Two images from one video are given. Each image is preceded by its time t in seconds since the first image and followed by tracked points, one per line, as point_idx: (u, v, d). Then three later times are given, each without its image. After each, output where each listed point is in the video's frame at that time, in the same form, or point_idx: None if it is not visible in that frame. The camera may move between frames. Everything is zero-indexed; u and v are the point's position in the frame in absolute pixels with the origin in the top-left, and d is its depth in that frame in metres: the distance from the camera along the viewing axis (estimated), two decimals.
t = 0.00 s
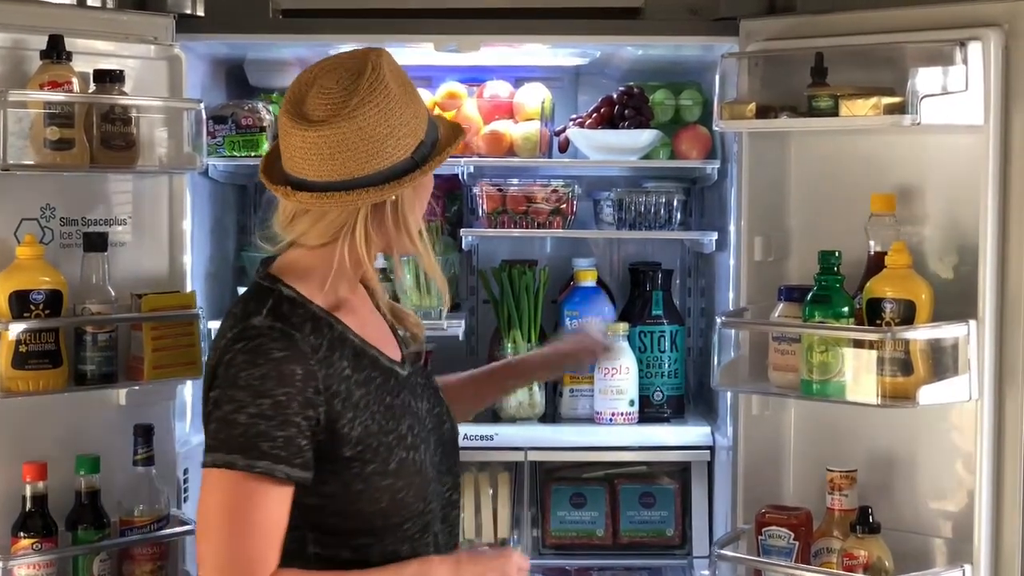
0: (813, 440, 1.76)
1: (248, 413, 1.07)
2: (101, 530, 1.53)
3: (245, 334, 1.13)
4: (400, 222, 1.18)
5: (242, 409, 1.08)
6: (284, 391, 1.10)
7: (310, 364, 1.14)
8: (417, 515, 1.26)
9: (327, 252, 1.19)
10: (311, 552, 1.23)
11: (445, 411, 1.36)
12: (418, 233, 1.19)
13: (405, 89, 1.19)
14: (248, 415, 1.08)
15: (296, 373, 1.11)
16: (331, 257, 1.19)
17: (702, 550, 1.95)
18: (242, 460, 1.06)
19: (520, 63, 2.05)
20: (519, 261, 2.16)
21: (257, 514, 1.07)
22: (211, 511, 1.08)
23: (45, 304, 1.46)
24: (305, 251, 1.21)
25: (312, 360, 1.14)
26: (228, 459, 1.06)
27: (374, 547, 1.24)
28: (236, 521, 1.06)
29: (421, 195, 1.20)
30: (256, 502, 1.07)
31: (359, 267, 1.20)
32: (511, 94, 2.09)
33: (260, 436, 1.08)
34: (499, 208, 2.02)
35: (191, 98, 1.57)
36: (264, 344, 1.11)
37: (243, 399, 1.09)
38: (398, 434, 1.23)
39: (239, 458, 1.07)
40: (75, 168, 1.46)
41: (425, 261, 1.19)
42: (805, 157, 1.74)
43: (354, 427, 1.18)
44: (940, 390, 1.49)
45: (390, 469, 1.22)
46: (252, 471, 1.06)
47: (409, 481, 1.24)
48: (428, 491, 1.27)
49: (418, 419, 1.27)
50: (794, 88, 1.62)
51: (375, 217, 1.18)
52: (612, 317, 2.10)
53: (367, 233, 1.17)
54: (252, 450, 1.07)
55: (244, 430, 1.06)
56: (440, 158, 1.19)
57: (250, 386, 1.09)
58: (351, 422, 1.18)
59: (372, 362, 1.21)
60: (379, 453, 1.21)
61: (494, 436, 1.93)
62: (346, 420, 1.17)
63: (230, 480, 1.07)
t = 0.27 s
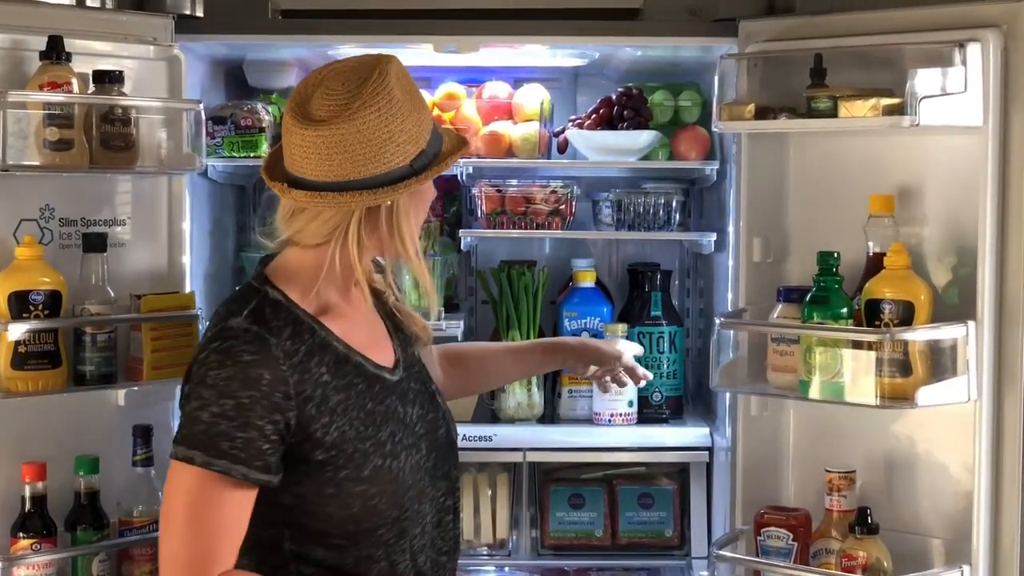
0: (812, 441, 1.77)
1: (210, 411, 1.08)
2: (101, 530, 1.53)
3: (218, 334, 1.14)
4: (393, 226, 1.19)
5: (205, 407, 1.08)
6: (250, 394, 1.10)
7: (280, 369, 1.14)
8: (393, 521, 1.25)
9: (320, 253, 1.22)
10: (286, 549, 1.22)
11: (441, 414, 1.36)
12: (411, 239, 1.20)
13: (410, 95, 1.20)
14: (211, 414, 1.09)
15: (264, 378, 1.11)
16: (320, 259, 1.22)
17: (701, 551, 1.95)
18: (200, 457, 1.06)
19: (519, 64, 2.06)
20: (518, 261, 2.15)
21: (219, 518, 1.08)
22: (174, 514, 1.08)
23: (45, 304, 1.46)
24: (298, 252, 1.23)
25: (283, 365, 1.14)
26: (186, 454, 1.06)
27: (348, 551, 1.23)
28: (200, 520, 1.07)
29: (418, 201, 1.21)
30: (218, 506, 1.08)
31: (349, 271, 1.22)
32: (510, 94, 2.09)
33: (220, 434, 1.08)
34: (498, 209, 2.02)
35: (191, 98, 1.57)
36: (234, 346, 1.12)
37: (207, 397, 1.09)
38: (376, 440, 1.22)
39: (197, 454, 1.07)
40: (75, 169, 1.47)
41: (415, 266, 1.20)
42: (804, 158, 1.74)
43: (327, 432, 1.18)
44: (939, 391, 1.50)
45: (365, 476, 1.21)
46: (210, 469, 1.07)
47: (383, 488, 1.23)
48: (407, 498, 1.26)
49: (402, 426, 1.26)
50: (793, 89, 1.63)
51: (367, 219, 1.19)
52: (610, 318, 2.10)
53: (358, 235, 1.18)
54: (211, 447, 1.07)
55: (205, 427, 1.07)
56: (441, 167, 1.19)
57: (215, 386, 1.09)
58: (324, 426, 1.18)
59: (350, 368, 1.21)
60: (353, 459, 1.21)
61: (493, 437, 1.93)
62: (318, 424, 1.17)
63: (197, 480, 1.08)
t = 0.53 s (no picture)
0: (813, 443, 1.77)
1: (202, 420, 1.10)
2: (104, 531, 1.53)
3: (212, 340, 1.15)
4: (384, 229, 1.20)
5: (197, 415, 1.11)
6: (241, 402, 1.12)
7: (272, 377, 1.15)
8: (388, 525, 1.25)
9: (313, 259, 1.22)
10: (283, 551, 1.21)
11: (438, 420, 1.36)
12: (400, 243, 1.20)
13: (402, 99, 1.20)
14: (203, 422, 1.11)
15: (253, 386, 1.13)
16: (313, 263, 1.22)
17: (703, 553, 1.95)
18: (192, 464, 1.09)
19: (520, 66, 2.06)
20: (520, 262, 2.15)
21: (213, 523, 1.11)
22: (168, 518, 1.11)
23: (48, 306, 1.45)
24: (292, 258, 1.23)
25: (275, 372, 1.15)
26: (178, 460, 1.09)
27: (343, 555, 1.23)
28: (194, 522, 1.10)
29: (408, 205, 1.21)
30: (211, 511, 1.10)
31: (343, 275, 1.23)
32: (512, 97, 2.09)
33: (213, 442, 1.10)
34: (501, 211, 2.02)
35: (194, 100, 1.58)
36: (226, 354, 1.14)
37: (200, 406, 1.12)
38: (370, 445, 1.23)
39: (190, 461, 1.10)
40: (78, 171, 1.47)
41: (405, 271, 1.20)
42: (806, 160, 1.74)
43: (319, 438, 1.19)
44: (941, 392, 1.50)
45: (358, 480, 1.22)
46: (202, 475, 1.10)
47: (378, 492, 1.23)
48: (402, 502, 1.26)
49: (397, 431, 1.27)
50: (796, 92, 1.64)
51: (359, 223, 1.19)
52: (612, 320, 2.11)
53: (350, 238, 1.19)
54: (204, 455, 1.10)
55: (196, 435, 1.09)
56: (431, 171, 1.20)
57: (207, 395, 1.11)
58: (316, 432, 1.19)
59: (343, 374, 1.22)
60: (347, 464, 1.21)
61: (495, 438, 1.94)
62: (311, 430, 1.18)
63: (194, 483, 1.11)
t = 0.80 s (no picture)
0: (815, 445, 1.77)
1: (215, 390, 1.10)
2: (108, 533, 1.53)
3: (220, 317, 1.16)
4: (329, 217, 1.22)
5: (210, 387, 1.11)
6: (252, 370, 1.12)
7: (281, 349, 1.15)
8: (394, 508, 1.24)
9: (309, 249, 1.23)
10: (289, 540, 1.22)
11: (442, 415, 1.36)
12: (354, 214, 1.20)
13: (350, 86, 1.22)
14: (217, 393, 1.11)
15: (264, 355, 1.13)
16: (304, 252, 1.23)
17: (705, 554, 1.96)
18: (208, 433, 1.09)
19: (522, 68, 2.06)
20: (522, 264, 2.16)
21: (230, 495, 1.10)
22: (188, 495, 1.10)
23: (53, 308, 1.45)
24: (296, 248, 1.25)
25: (284, 344, 1.16)
26: (197, 433, 1.09)
27: (350, 538, 1.22)
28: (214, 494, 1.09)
29: (344, 194, 1.21)
30: (228, 482, 1.10)
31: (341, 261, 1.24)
32: (514, 98, 2.09)
33: (227, 413, 1.10)
34: (503, 212, 2.02)
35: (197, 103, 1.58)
36: (236, 327, 1.14)
37: (212, 378, 1.12)
38: (378, 426, 1.23)
39: (208, 434, 1.09)
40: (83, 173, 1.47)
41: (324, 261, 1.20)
42: (808, 162, 1.75)
43: (327, 414, 1.19)
44: (944, 394, 1.50)
45: (364, 459, 1.21)
46: (221, 447, 1.09)
47: (383, 472, 1.23)
48: (407, 485, 1.26)
49: (403, 414, 1.26)
50: (798, 93, 1.64)
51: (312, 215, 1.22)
52: (614, 321, 2.11)
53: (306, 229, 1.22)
54: (219, 426, 1.10)
55: (212, 405, 1.09)
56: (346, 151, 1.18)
57: (219, 365, 1.12)
58: (324, 408, 1.18)
59: (350, 354, 1.22)
60: (353, 442, 1.21)
61: (498, 439, 1.94)
62: (318, 405, 1.18)
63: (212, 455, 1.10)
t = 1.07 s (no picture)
0: (818, 448, 1.77)
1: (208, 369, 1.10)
2: (111, 535, 1.53)
3: (221, 303, 1.17)
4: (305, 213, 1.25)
5: (204, 366, 1.11)
6: (245, 352, 1.12)
7: (276, 333, 1.15)
8: (387, 500, 1.24)
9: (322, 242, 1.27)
10: (283, 532, 1.21)
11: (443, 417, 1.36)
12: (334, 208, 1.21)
13: (326, 88, 1.22)
14: (208, 373, 1.11)
15: (257, 337, 1.13)
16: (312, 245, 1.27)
17: (707, 556, 1.96)
18: (199, 413, 1.08)
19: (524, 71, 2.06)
20: (524, 267, 2.16)
21: (226, 477, 1.09)
22: (183, 478, 1.09)
23: (56, 311, 1.45)
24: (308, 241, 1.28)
25: (279, 328, 1.16)
26: (188, 412, 1.08)
27: (342, 529, 1.22)
28: (210, 475, 1.09)
29: (309, 194, 1.23)
30: (223, 463, 1.09)
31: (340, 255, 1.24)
32: (516, 101, 2.10)
33: (219, 393, 1.10)
34: (505, 215, 2.03)
35: (200, 106, 1.57)
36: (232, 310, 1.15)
37: (206, 359, 1.12)
38: (374, 418, 1.23)
39: (200, 413, 1.09)
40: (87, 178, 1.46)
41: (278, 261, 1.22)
42: (810, 166, 1.75)
43: (322, 402, 1.19)
44: (946, 398, 1.50)
45: (357, 448, 1.21)
46: (211, 426, 1.08)
47: (377, 462, 1.23)
48: (402, 479, 1.25)
49: (401, 409, 1.27)
50: (800, 97, 1.62)
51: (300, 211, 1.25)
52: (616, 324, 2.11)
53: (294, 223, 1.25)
54: (210, 406, 1.09)
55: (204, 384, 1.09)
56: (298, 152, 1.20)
57: (213, 346, 1.12)
58: (320, 395, 1.18)
59: (347, 346, 1.22)
60: (348, 432, 1.21)
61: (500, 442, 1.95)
62: (314, 392, 1.18)
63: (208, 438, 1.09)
